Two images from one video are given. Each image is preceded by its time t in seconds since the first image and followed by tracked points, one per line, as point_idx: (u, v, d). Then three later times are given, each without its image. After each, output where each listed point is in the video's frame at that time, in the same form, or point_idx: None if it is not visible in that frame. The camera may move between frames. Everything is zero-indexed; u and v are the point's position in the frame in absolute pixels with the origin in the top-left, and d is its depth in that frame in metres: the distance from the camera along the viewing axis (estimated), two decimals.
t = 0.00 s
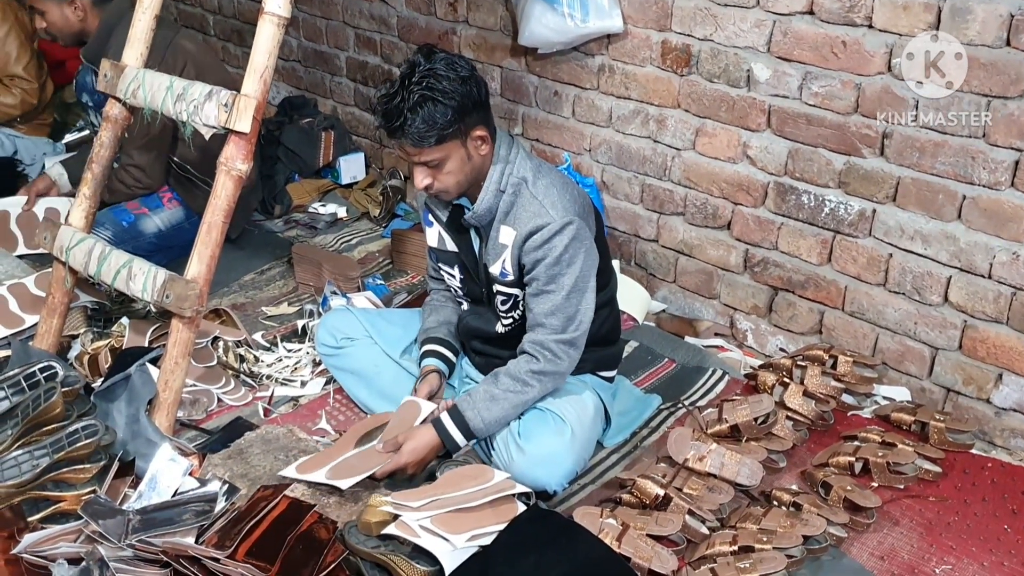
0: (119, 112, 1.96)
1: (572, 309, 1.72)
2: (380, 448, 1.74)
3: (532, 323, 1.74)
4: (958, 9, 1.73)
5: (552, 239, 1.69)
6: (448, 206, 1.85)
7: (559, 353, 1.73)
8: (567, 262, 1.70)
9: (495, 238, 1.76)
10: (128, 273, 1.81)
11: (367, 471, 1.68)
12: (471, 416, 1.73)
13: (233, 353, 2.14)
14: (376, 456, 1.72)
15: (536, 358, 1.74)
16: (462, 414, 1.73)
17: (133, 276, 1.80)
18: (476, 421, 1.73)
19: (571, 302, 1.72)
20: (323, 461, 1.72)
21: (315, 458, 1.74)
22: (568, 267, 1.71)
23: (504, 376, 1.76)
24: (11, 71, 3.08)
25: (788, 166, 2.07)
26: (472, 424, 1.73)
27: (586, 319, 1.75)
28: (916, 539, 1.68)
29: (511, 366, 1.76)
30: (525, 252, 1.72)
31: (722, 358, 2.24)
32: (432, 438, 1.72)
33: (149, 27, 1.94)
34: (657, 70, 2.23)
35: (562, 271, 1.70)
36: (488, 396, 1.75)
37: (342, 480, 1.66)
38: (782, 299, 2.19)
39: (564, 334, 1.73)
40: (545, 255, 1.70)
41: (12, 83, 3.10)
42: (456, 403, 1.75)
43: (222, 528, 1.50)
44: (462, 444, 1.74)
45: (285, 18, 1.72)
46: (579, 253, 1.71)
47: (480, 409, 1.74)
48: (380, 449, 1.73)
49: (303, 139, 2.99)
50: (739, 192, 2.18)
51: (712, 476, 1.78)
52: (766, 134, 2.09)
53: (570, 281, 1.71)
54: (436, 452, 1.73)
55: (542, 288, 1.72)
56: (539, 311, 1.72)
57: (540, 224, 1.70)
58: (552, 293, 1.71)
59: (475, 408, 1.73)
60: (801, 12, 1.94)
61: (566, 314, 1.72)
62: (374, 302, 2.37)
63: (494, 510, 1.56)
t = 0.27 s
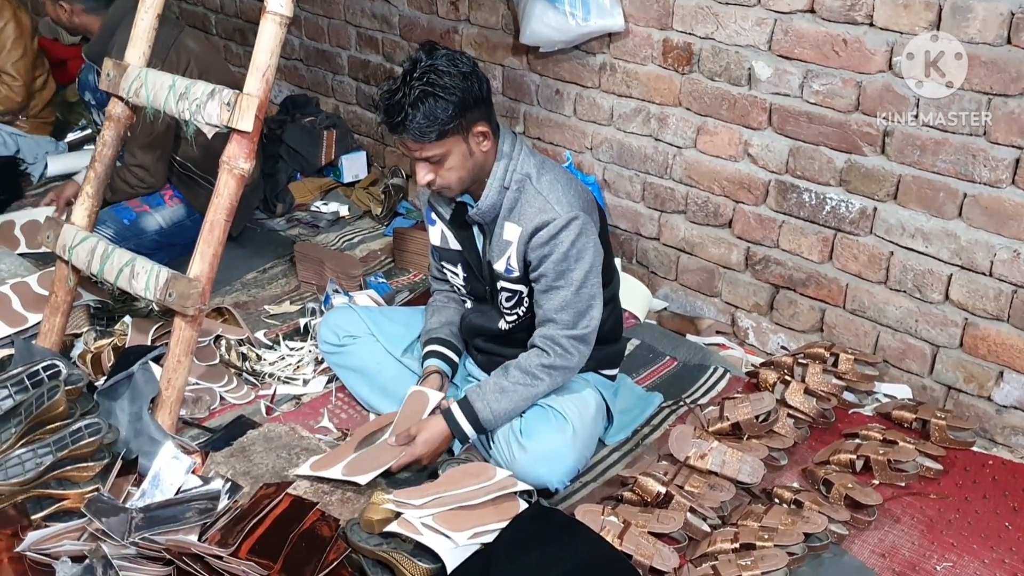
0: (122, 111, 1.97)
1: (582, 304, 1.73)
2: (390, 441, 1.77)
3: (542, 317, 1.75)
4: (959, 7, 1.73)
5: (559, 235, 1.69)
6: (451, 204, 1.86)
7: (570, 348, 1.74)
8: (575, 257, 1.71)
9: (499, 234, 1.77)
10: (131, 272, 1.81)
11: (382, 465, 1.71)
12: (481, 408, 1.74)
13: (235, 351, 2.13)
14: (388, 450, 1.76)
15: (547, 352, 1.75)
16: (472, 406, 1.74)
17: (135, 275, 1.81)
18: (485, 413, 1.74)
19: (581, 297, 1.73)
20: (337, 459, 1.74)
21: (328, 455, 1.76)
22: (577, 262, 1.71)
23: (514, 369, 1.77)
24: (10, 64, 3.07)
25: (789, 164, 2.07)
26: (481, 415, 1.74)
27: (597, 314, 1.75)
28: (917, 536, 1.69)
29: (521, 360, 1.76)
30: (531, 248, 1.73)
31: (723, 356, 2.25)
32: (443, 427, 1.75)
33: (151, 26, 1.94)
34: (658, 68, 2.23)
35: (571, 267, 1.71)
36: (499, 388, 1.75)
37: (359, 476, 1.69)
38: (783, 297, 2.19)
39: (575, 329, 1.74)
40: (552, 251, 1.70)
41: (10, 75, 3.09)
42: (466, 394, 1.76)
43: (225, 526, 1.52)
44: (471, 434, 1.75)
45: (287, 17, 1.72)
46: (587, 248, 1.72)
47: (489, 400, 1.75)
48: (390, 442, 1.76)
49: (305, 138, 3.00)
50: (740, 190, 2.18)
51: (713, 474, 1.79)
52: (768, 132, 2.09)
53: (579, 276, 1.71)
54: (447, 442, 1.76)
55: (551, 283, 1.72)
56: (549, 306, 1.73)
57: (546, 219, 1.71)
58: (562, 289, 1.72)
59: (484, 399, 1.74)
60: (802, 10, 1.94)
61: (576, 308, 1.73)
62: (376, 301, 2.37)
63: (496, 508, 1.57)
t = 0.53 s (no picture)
0: (122, 111, 1.97)
1: (586, 302, 1.73)
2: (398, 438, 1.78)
3: (546, 316, 1.74)
4: (960, 6, 1.72)
5: (561, 233, 1.69)
6: (452, 203, 1.86)
7: (575, 348, 1.73)
8: (578, 255, 1.71)
9: (500, 233, 1.76)
10: (132, 271, 1.81)
11: (385, 463, 1.72)
12: (486, 407, 1.73)
13: (236, 351, 2.13)
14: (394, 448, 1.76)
15: (552, 352, 1.74)
16: (477, 406, 1.74)
17: (136, 275, 1.81)
18: (490, 413, 1.74)
19: (585, 296, 1.72)
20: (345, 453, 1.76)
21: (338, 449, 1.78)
22: (579, 260, 1.71)
23: (520, 368, 1.76)
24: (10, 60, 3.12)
25: (790, 163, 2.07)
26: (487, 415, 1.73)
27: (600, 313, 1.75)
28: (919, 536, 1.68)
29: (526, 360, 1.76)
30: (533, 247, 1.72)
31: (725, 355, 2.25)
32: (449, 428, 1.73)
33: (152, 25, 1.94)
34: (660, 67, 2.22)
35: (574, 265, 1.71)
36: (505, 388, 1.75)
37: (359, 473, 1.70)
38: (784, 296, 2.19)
39: (579, 328, 1.74)
40: (555, 249, 1.70)
41: (12, 72, 3.14)
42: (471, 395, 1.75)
43: (227, 526, 1.52)
44: (474, 433, 1.74)
45: (288, 17, 1.72)
46: (589, 246, 1.72)
47: (495, 400, 1.74)
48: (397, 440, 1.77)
49: (305, 137, 3.00)
50: (742, 189, 2.18)
51: (714, 473, 1.79)
52: (769, 131, 2.09)
53: (582, 274, 1.71)
54: (452, 442, 1.75)
55: (555, 282, 1.72)
56: (554, 305, 1.72)
57: (548, 218, 1.71)
58: (566, 288, 1.72)
59: (490, 400, 1.74)
60: (804, 9, 1.94)
61: (580, 307, 1.72)
62: (377, 300, 2.37)
63: (497, 507, 1.57)
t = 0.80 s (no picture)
0: (124, 110, 1.97)
1: (594, 300, 1.73)
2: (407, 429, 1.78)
3: (555, 314, 1.75)
4: (963, 4, 1.72)
5: (565, 231, 1.69)
6: (454, 202, 1.86)
7: (584, 345, 1.74)
8: (584, 253, 1.71)
9: (503, 232, 1.76)
10: (133, 270, 1.81)
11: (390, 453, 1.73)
12: (496, 403, 1.74)
13: (238, 349, 2.14)
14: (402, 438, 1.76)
15: (562, 349, 1.74)
16: (487, 402, 1.74)
17: (138, 274, 1.81)
18: (500, 409, 1.74)
19: (593, 293, 1.73)
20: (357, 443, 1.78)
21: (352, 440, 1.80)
22: (586, 257, 1.71)
23: (528, 365, 1.76)
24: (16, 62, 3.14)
25: (792, 162, 2.06)
26: (495, 411, 1.74)
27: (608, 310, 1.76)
28: (920, 534, 1.68)
29: (535, 356, 1.76)
30: (537, 245, 1.72)
31: (727, 354, 2.24)
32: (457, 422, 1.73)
33: (153, 24, 1.94)
34: (661, 66, 2.22)
35: (581, 263, 1.71)
36: (514, 384, 1.75)
37: (364, 460, 1.72)
38: (786, 295, 2.19)
39: (588, 326, 1.74)
40: (561, 247, 1.70)
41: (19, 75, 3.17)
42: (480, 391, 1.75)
43: (228, 525, 1.51)
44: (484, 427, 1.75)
45: (289, 16, 1.72)
46: (594, 244, 1.72)
47: (504, 397, 1.75)
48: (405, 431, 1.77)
49: (307, 136, 3.00)
50: (743, 187, 2.17)
51: (716, 472, 1.79)
52: (771, 129, 2.08)
53: (590, 272, 1.71)
54: (459, 436, 1.75)
55: (562, 279, 1.72)
56: (562, 303, 1.72)
57: (552, 216, 1.70)
58: (574, 285, 1.72)
59: (499, 396, 1.74)
60: (805, 7, 1.93)
61: (588, 304, 1.73)
62: (378, 299, 2.37)
63: (498, 507, 1.57)
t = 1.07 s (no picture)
0: (124, 109, 1.97)
1: (594, 299, 1.73)
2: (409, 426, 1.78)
3: (554, 312, 1.75)
4: (963, 3, 1.72)
5: (567, 231, 1.70)
6: (455, 200, 1.85)
7: (583, 344, 1.75)
8: (585, 252, 1.71)
9: (504, 231, 1.76)
10: (134, 270, 1.82)
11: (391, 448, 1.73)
12: (494, 400, 1.74)
13: (238, 349, 2.14)
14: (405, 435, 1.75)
15: (560, 347, 1.75)
16: (486, 400, 1.74)
17: (139, 274, 1.81)
18: (498, 406, 1.74)
19: (592, 292, 1.73)
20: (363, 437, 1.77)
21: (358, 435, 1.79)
22: (587, 257, 1.71)
23: (527, 362, 1.77)
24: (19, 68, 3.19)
25: (792, 161, 2.06)
26: (495, 408, 1.74)
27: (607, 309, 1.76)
28: (920, 534, 1.68)
29: (534, 354, 1.76)
30: (539, 244, 1.72)
31: (727, 353, 2.25)
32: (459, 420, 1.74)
33: (154, 24, 1.94)
34: (661, 65, 2.22)
35: (581, 262, 1.71)
36: (512, 381, 1.76)
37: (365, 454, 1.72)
38: (786, 294, 2.19)
39: (587, 325, 1.75)
40: (562, 246, 1.70)
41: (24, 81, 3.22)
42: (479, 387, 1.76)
43: (229, 524, 1.52)
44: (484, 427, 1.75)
45: (289, 16, 1.72)
46: (595, 243, 1.72)
47: (502, 394, 1.75)
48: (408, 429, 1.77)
49: (307, 135, 3.00)
50: (743, 187, 2.17)
51: (716, 471, 1.79)
52: (771, 129, 2.08)
53: (590, 271, 1.72)
54: (461, 435, 1.76)
55: (563, 278, 1.72)
56: (562, 302, 1.73)
57: (554, 216, 1.71)
58: (573, 284, 1.72)
59: (497, 393, 1.75)
60: (806, 7, 1.93)
61: (588, 303, 1.73)
62: (379, 298, 2.37)
63: (498, 506, 1.57)
